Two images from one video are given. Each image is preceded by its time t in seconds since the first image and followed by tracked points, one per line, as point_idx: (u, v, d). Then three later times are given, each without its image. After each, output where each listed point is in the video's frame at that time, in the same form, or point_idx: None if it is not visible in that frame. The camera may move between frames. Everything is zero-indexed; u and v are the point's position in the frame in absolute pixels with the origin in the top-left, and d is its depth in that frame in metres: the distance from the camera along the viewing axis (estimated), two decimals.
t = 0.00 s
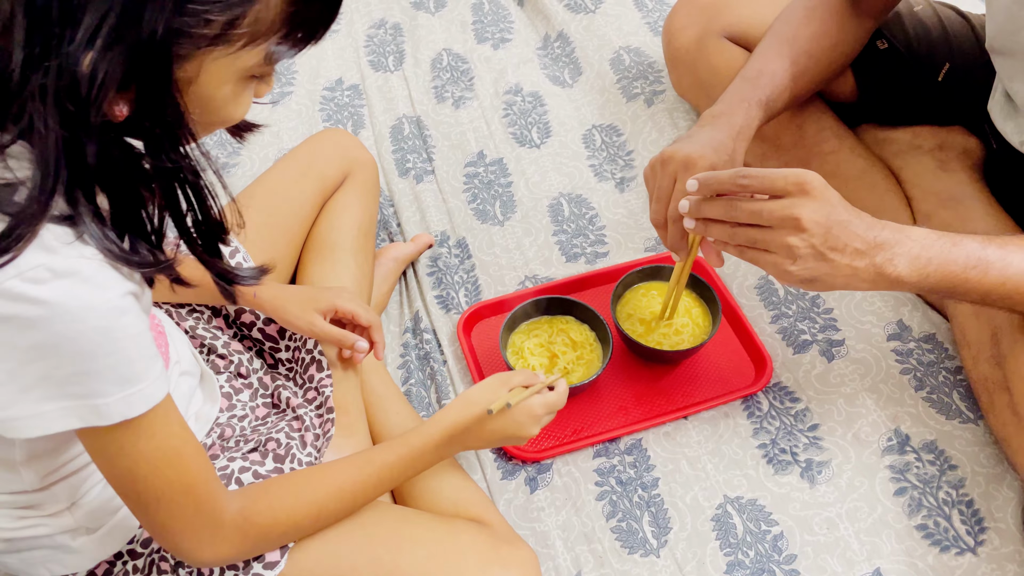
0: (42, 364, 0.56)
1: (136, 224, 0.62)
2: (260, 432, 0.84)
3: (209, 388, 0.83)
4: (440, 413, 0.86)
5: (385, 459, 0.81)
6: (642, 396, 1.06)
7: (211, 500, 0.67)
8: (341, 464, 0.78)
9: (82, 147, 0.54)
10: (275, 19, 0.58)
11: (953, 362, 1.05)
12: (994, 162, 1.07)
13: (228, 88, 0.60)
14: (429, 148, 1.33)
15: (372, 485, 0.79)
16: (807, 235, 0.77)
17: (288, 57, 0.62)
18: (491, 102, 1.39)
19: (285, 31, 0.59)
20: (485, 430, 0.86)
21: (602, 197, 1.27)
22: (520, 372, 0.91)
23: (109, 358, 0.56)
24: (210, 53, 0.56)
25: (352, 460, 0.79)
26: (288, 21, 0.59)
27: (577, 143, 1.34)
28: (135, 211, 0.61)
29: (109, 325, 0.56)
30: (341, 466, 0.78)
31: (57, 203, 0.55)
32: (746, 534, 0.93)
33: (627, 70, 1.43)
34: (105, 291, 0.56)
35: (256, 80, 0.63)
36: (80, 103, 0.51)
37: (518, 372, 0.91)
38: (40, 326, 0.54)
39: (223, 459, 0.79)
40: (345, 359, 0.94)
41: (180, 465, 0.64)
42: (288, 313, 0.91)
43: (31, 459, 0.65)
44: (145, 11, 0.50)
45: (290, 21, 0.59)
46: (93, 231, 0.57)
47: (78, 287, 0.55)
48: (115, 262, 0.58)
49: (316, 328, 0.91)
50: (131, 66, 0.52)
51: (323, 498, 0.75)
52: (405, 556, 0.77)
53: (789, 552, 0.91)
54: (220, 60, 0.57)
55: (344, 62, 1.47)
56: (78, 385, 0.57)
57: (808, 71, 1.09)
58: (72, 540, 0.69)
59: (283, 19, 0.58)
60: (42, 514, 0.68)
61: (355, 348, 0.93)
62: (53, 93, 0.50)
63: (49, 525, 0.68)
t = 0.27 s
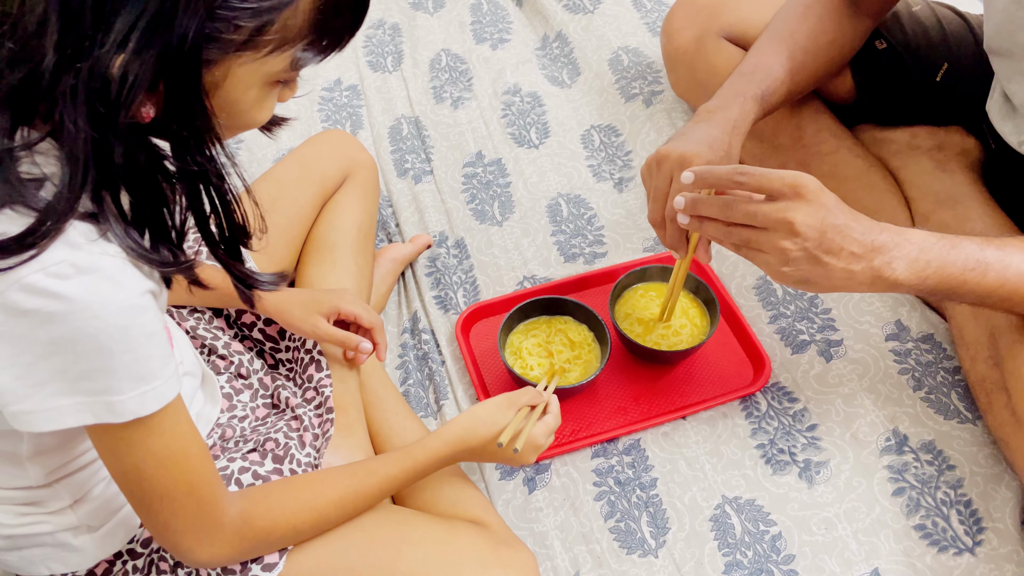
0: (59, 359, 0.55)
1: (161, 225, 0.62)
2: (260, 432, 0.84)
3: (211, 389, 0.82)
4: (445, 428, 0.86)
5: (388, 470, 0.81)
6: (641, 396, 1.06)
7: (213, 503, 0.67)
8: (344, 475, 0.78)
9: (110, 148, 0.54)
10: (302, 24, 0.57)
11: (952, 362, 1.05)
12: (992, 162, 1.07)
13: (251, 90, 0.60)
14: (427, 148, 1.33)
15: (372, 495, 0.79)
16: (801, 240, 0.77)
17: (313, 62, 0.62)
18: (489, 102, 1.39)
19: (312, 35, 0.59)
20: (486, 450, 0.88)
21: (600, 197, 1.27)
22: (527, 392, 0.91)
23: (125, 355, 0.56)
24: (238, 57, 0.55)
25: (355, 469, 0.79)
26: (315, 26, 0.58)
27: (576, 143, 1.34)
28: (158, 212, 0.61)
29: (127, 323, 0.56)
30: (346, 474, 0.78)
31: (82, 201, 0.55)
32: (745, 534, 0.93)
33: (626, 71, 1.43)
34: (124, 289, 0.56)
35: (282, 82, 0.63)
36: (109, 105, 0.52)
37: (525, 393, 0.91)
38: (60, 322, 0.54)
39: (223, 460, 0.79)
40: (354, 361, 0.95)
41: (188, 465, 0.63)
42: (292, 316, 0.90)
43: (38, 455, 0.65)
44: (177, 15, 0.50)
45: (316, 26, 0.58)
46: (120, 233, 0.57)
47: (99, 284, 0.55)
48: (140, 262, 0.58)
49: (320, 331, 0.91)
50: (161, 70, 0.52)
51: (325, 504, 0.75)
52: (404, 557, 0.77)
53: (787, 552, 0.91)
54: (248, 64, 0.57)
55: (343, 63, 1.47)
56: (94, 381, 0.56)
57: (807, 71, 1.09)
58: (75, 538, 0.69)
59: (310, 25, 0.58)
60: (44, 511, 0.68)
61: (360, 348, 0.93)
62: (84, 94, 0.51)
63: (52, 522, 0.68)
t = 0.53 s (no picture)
0: (75, 358, 0.54)
1: (186, 225, 0.62)
2: (260, 433, 0.84)
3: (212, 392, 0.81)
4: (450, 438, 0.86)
5: (393, 477, 0.80)
6: (639, 397, 1.06)
7: (218, 504, 0.67)
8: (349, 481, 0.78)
9: (132, 150, 0.54)
10: (319, 22, 0.57)
11: (949, 363, 1.05)
12: (990, 163, 1.07)
13: (270, 90, 0.60)
14: (426, 149, 1.33)
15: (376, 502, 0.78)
16: (806, 240, 0.77)
17: (331, 60, 0.62)
18: (488, 103, 1.39)
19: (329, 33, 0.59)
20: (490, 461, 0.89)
21: (598, 197, 1.27)
22: (533, 403, 0.91)
23: (139, 355, 0.56)
24: (259, 56, 0.55)
25: (360, 474, 0.79)
26: (332, 24, 0.58)
27: (574, 144, 1.34)
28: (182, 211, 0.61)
29: (142, 324, 0.55)
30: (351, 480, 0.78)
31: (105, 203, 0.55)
32: (743, 534, 0.93)
33: (624, 71, 1.43)
34: (142, 290, 0.55)
35: (300, 81, 0.63)
36: (132, 107, 0.52)
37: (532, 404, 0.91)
38: (77, 321, 0.53)
39: (223, 461, 0.79)
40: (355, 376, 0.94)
41: (196, 465, 0.63)
42: (291, 341, 0.90)
43: (43, 454, 0.65)
44: (198, 17, 0.50)
45: (333, 23, 0.58)
46: (143, 236, 0.58)
47: (118, 286, 0.54)
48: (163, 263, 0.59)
49: (319, 355, 0.90)
50: (183, 71, 0.52)
51: (328, 510, 0.75)
52: (403, 560, 0.77)
53: (785, 553, 0.91)
54: (267, 64, 0.57)
55: (341, 63, 1.47)
56: (107, 381, 0.56)
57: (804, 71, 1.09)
58: (76, 537, 0.69)
59: (327, 23, 0.58)
60: (47, 510, 0.68)
61: (360, 370, 0.92)
62: (107, 96, 0.51)
63: (54, 521, 0.68)
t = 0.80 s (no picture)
0: (80, 358, 0.54)
1: (197, 223, 0.63)
2: (259, 433, 0.84)
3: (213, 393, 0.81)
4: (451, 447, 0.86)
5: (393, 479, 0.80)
6: (638, 396, 1.06)
7: (217, 503, 0.67)
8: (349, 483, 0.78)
9: (144, 149, 0.54)
10: (327, 18, 0.57)
11: (948, 361, 1.05)
12: (989, 162, 1.07)
13: (279, 86, 0.59)
14: (424, 148, 1.33)
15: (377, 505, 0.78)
16: (792, 242, 0.77)
17: (340, 56, 0.61)
18: (487, 102, 1.39)
19: (338, 29, 0.58)
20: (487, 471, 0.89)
21: (597, 197, 1.27)
22: (529, 413, 0.92)
23: (145, 356, 0.56)
24: (268, 53, 0.55)
25: (359, 476, 0.79)
26: (341, 20, 0.58)
27: (573, 143, 1.34)
28: (194, 209, 0.62)
29: (150, 323, 0.55)
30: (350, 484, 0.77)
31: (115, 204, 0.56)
32: (741, 533, 0.93)
33: (623, 71, 1.43)
34: (149, 291, 0.55)
35: (309, 77, 0.62)
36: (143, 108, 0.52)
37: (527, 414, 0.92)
38: (85, 321, 0.53)
39: (223, 460, 0.79)
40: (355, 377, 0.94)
41: (197, 464, 0.63)
42: (292, 343, 0.89)
43: (45, 452, 0.65)
44: (206, 16, 0.49)
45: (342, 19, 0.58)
46: (154, 237, 0.58)
47: (126, 287, 0.54)
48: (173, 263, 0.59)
49: (319, 360, 0.90)
50: (193, 71, 0.52)
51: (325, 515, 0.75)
52: (400, 560, 0.77)
53: (783, 552, 0.91)
54: (276, 61, 0.56)
55: (340, 63, 1.47)
56: (113, 381, 0.56)
57: (803, 70, 1.09)
58: (77, 536, 0.69)
59: (336, 18, 0.57)
60: (48, 509, 0.68)
61: (360, 374, 0.93)
62: (118, 97, 0.51)
63: (56, 519, 0.68)
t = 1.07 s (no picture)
0: (83, 357, 0.54)
1: (200, 222, 0.63)
2: (258, 431, 0.84)
3: (212, 390, 0.81)
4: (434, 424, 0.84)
5: (379, 466, 0.80)
6: (637, 394, 1.06)
7: (213, 503, 0.67)
8: (337, 472, 0.77)
9: (149, 148, 0.54)
10: (331, 16, 0.57)
11: (947, 359, 1.05)
12: (988, 160, 1.07)
13: (283, 84, 0.59)
14: (424, 147, 1.33)
15: (365, 494, 0.78)
16: (797, 254, 0.78)
17: (343, 53, 0.61)
18: (486, 101, 1.39)
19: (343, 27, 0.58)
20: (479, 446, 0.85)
21: (597, 195, 1.27)
22: (516, 384, 0.88)
23: (147, 355, 0.56)
24: (271, 51, 0.55)
25: (347, 466, 0.79)
26: (346, 19, 0.58)
27: (572, 142, 1.34)
28: (198, 206, 0.62)
29: (154, 323, 0.55)
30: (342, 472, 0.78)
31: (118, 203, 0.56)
32: (740, 531, 0.93)
33: (622, 69, 1.43)
34: (153, 290, 0.55)
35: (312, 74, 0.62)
36: (148, 105, 0.52)
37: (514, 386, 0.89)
38: (89, 320, 0.53)
39: (222, 457, 0.79)
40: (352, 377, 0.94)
41: (195, 464, 0.64)
42: (291, 341, 0.89)
43: (45, 449, 0.65)
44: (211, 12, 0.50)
45: (347, 18, 0.58)
46: (159, 236, 0.58)
47: (129, 286, 0.54)
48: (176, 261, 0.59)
49: (319, 358, 0.90)
50: (198, 68, 0.52)
51: (320, 504, 0.75)
52: (399, 557, 0.77)
53: (783, 549, 0.91)
54: (279, 58, 0.57)
55: (339, 62, 1.47)
56: (115, 380, 0.56)
57: (802, 69, 1.09)
58: (77, 533, 0.69)
59: (340, 16, 0.57)
60: (48, 506, 0.68)
61: (359, 372, 0.93)
62: (123, 95, 0.51)
63: (55, 517, 0.68)
